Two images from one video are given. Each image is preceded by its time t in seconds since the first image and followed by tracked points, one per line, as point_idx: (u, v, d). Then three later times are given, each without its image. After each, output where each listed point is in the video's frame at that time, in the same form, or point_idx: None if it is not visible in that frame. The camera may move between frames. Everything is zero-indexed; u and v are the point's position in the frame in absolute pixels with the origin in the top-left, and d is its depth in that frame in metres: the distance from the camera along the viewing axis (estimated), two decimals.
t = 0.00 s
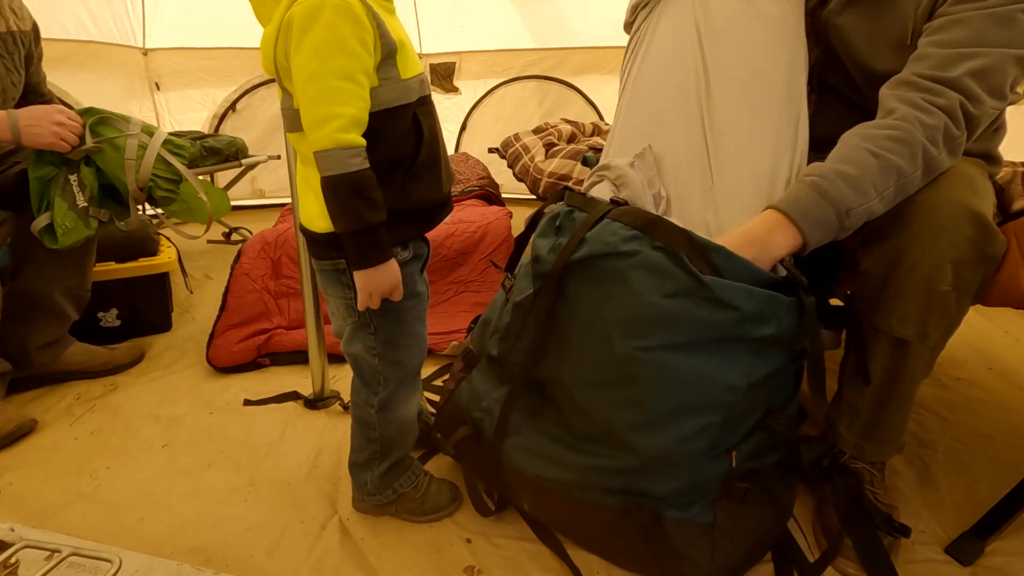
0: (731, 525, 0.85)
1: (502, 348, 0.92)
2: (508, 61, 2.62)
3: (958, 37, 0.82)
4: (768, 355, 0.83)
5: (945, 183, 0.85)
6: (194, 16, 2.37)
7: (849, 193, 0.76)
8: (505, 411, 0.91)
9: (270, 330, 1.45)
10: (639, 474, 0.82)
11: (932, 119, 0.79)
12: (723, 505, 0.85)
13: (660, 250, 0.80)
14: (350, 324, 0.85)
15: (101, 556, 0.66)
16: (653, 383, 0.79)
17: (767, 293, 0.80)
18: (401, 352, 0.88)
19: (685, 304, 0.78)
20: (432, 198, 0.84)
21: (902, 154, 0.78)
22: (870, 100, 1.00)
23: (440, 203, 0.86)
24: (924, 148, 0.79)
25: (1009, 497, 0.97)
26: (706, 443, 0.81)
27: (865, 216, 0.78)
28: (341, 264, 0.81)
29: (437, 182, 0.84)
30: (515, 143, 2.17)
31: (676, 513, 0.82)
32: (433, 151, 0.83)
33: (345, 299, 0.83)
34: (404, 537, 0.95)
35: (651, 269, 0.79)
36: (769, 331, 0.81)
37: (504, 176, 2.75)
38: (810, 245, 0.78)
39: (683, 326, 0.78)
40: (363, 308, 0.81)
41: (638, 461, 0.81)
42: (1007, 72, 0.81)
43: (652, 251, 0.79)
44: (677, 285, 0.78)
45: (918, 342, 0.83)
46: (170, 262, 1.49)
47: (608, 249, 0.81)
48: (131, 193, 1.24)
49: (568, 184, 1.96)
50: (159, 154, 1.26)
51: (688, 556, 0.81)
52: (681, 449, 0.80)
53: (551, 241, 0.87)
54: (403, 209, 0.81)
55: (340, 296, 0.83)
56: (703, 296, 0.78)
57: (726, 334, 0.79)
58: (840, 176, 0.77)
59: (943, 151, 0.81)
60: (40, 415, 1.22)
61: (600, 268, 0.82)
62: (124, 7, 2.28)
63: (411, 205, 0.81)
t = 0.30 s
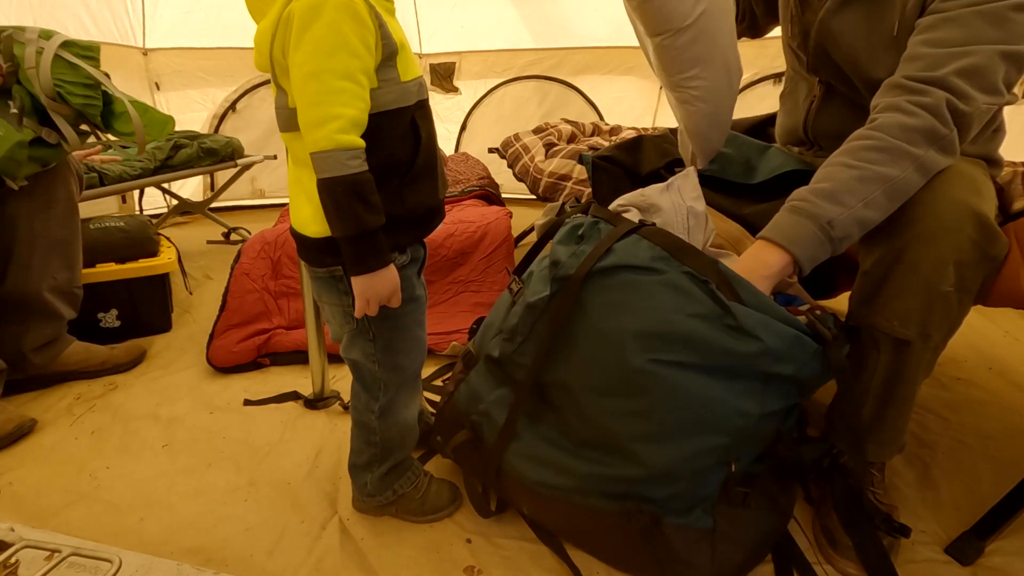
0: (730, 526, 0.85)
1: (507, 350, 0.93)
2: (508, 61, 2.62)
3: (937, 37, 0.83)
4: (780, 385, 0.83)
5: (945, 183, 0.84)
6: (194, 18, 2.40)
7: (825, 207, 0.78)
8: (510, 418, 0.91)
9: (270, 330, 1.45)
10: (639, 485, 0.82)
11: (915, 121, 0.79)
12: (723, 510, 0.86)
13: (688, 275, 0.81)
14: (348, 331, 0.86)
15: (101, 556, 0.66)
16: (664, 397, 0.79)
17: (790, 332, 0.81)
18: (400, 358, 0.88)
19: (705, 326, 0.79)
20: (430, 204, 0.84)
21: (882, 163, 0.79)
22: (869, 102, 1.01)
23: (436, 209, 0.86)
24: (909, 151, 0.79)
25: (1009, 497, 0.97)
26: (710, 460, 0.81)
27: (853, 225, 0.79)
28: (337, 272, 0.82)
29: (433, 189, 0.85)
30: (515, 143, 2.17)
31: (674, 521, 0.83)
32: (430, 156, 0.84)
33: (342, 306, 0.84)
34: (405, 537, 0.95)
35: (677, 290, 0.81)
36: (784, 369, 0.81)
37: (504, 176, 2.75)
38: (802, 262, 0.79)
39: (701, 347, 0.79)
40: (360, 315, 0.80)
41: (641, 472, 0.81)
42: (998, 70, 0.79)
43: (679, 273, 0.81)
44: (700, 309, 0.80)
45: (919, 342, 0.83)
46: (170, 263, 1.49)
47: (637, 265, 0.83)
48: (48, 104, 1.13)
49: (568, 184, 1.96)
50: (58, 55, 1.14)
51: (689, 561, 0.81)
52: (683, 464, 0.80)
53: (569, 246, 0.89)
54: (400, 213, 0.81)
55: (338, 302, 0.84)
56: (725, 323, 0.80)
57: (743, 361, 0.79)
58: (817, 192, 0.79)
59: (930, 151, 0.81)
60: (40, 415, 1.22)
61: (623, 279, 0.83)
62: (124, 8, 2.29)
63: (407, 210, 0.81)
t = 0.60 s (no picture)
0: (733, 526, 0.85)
1: (509, 346, 0.93)
2: (508, 61, 2.62)
3: (918, 37, 0.83)
4: (784, 377, 0.83)
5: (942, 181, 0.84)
6: (194, 18, 2.40)
7: (820, 199, 0.79)
8: (514, 414, 0.91)
9: (270, 330, 1.45)
10: (645, 479, 0.82)
11: (912, 116, 0.80)
12: (724, 509, 0.85)
13: (690, 265, 0.83)
14: (346, 335, 0.86)
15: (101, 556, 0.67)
16: (668, 388, 0.79)
17: (793, 321, 0.81)
18: (399, 361, 0.87)
19: (709, 316, 0.80)
20: (425, 208, 0.84)
21: (879, 157, 0.80)
22: (867, 102, 1.01)
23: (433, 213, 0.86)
24: (907, 143, 0.80)
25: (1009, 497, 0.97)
26: (715, 453, 0.81)
27: (848, 217, 0.79)
28: (333, 277, 0.82)
29: (428, 192, 0.84)
30: (515, 143, 2.17)
31: (677, 518, 0.83)
32: (427, 161, 0.83)
33: (338, 311, 0.84)
34: (404, 536, 0.95)
35: (680, 280, 0.81)
36: (789, 357, 0.80)
37: (504, 176, 2.75)
38: (795, 252, 0.79)
39: (705, 337, 0.79)
40: (355, 317, 0.80)
41: (645, 466, 0.81)
42: (988, 60, 0.80)
43: (681, 265, 0.83)
44: (703, 298, 0.80)
45: (919, 340, 0.83)
46: (170, 264, 1.50)
47: (640, 257, 0.84)
48: None
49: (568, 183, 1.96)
50: None
51: (692, 560, 0.81)
52: (688, 457, 0.80)
53: (571, 242, 0.90)
54: (395, 217, 0.81)
55: (334, 307, 0.84)
56: (728, 313, 0.80)
57: (748, 351, 0.79)
58: (810, 187, 0.80)
59: (929, 145, 0.81)
60: (40, 415, 1.22)
61: (627, 273, 0.84)
62: (124, 8, 2.29)
63: (403, 213, 0.81)
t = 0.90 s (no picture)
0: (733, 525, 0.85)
1: (508, 343, 0.94)
2: (508, 61, 2.63)
3: (904, 37, 0.84)
4: (785, 369, 0.83)
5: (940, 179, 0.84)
6: (194, 18, 2.40)
7: (813, 186, 0.78)
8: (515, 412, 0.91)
9: (270, 330, 1.45)
10: (646, 473, 0.82)
11: (906, 111, 0.80)
12: (726, 507, 0.85)
13: (689, 257, 0.84)
14: (336, 331, 0.86)
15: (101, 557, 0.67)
16: (668, 379, 0.79)
17: (792, 310, 0.81)
18: (388, 358, 0.87)
19: (709, 307, 0.80)
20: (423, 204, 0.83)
21: (874, 149, 0.79)
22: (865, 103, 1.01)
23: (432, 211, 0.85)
24: (900, 137, 0.80)
25: (1010, 496, 0.97)
26: (716, 446, 0.81)
27: (840, 206, 0.78)
28: (319, 266, 0.81)
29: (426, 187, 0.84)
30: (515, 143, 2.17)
31: (677, 516, 0.83)
32: (427, 157, 0.83)
33: (326, 307, 0.84)
34: (404, 536, 0.95)
35: (679, 271, 0.82)
36: (790, 347, 0.80)
37: (504, 176, 2.75)
38: (789, 241, 0.78)
39: (704, 327, 0.80)
40: (388, 292, 0.78)
41: (645, 458, 0.81)
42: (976, 56, 0.81)
43: (680, 256, 0.84)
44: (702, 289, 0.81)
45: (916, 338, 0.83)
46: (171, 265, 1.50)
47: (640, 250, 0.85)
48: None
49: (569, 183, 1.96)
50: None
51: (694, 560, 0.81)
52: (689, 449, 0.80)
53: (571, 238, 0.92)
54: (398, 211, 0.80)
55: (322, 304, 0.84)
56: (728, 303, 0.81)
57: (748, 341, 0.79)
58: (804, 177, 0.80)
59: (924, 139, 0.81)
60: (40, 415, 1.22)
61: (627, 266, 0.85)
62: (124, 8, 2.30)
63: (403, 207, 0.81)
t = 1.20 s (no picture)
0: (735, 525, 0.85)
1: (509, 340, 0.95)
2: (508, 61, 2.63)
3: (907, 29, 0.85)
4: (788, 354, 0.82)
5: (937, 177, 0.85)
6: (194, 18, 2.40)
7: (815, 164, 0.79)
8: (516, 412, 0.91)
9: (270, 330, 1.45)
10: (648, 468, 0.82)
11: (909, 99, 0.80)
12: (727, 506, 0.86)
13: (685, 242, 0.84)
14: (380, 315, 0.79)
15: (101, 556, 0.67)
16: (668, 366, 0.80)
17: (789, 293, 0.81)
18: (445, 324, 0.80)
19: (708, 291, 0.80)
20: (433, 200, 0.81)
21: (876, 134, 0.80)
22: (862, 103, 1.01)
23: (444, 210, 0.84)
24: (903, 124, 0.80)
25: (1010, 496, 0.97)
26: (719, 435, 0.80)
27: (841, 185, 0.79)
28: (347, 257, 0.78)
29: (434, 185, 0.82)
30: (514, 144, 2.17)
31: (679, 515, 0.83)
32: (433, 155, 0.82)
33: (367, 290, 0.78)
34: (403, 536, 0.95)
35: (676, 258, 0.82)
36: (790, 328, 0.79)
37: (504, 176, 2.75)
38: (785, 215, 0.78)
39: (703, 313, 0.80)
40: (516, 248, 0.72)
41: (649, 452, 0.81)
42: (973, 48, 0.82)
43: (676, 243, 0.84)
44: (701, 274, 0.81)
45: (913, 336, 0.84)
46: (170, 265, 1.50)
47: (636, 239, 0.86)
48: None
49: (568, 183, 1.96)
50: None
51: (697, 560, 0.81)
52: (692, 441, 0.80)
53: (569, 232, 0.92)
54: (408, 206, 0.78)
55: (362, 287, 0.79)
56: (726, 287, 0.81)
57: (748, 325, 0.79)
58: (804, 157, 0.80)
59: (927, 127, 0.81)
60: (40, 415, 1.22)
61: (624, 256, 0.86)
62: (124, 8, 2.30)
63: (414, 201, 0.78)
